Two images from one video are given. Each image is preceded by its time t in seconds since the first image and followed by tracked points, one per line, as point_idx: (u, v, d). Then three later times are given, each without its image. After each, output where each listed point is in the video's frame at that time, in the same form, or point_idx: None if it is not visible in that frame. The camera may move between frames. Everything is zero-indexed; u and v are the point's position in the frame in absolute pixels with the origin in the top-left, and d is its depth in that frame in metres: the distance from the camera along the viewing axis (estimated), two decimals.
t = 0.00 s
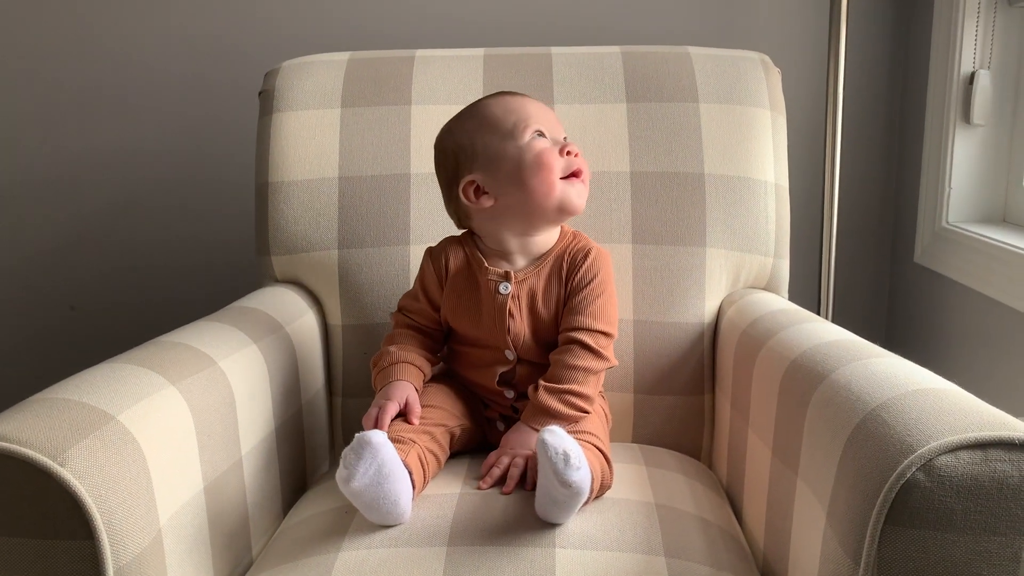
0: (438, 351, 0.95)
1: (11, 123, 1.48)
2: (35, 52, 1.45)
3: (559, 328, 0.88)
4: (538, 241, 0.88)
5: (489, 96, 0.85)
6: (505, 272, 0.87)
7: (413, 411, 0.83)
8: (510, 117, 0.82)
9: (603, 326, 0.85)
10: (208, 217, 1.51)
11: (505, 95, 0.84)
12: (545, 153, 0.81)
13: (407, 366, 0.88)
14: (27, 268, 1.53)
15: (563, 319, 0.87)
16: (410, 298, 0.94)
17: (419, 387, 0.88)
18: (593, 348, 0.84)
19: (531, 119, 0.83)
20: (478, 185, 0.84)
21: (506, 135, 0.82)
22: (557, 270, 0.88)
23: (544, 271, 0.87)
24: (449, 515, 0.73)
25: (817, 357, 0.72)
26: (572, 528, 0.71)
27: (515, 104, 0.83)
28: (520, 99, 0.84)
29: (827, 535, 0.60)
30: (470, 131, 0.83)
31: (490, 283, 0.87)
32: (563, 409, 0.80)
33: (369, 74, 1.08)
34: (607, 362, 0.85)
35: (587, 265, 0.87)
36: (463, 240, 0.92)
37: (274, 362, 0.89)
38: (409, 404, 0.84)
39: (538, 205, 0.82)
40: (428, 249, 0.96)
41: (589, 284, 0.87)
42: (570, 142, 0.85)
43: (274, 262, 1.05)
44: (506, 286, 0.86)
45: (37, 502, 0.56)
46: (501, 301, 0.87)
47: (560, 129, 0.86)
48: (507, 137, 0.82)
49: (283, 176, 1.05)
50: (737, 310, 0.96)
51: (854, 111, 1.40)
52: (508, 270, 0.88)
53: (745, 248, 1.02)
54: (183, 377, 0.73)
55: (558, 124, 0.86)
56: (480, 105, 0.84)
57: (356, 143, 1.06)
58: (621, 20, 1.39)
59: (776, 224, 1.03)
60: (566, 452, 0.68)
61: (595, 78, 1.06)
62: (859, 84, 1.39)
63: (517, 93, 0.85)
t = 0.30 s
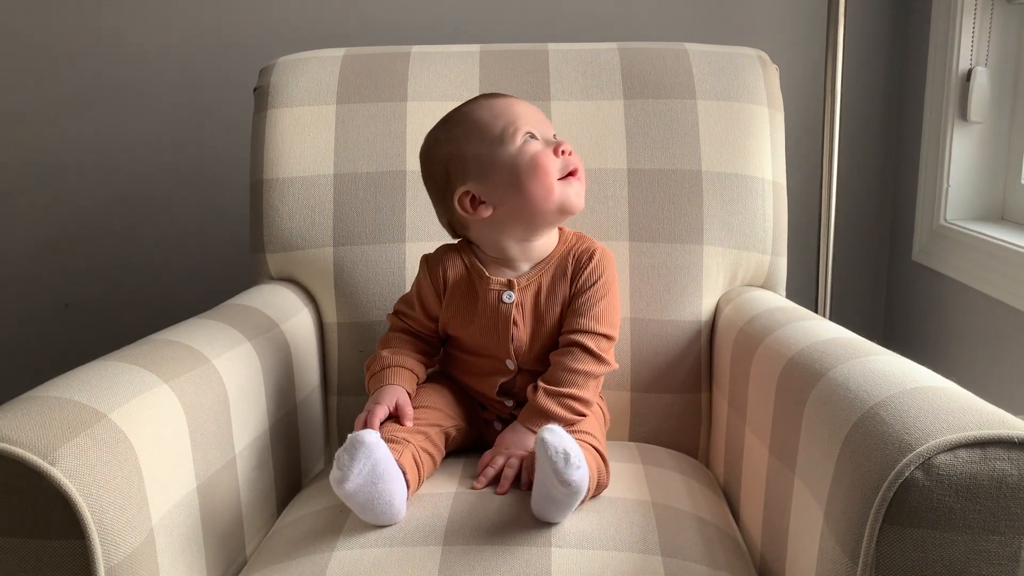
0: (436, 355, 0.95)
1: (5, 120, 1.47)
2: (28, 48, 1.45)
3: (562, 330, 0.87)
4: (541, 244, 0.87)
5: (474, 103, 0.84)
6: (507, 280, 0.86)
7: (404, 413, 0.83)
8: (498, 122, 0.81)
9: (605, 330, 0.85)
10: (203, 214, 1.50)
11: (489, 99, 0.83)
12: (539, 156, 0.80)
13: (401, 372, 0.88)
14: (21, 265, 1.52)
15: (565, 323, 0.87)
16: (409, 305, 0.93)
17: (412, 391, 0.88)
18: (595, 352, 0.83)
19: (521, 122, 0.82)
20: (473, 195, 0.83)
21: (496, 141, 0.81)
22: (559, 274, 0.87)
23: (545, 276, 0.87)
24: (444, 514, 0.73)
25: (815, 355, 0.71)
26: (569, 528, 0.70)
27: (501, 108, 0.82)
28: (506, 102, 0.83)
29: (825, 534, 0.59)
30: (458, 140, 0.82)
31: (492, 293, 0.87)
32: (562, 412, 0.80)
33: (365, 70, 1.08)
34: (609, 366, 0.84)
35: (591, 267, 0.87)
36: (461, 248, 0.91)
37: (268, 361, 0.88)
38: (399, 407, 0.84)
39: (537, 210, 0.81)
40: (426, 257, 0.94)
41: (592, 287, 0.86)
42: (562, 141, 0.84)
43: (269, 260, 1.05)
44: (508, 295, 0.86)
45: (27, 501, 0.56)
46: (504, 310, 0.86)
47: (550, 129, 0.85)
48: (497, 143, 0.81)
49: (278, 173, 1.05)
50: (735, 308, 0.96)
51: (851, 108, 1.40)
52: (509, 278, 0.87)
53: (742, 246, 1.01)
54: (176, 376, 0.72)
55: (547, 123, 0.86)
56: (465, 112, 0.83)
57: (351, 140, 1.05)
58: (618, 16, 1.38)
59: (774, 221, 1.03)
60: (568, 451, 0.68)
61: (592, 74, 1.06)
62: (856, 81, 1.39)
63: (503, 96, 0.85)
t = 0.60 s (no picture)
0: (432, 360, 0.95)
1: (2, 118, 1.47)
2: (25, 47, 1.44)
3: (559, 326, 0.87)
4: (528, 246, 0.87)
5: (427, 117, 0.83)
6: (498, 286, 0.87)
7: (399, 416, 0.82)
8: (455, 133, 0.81)
9: (602, 319, 0.85)
10: (200, 213, 1.50)
11: (442, 111, 0.83)
12: (504, 160, 0.80)
13: (395, 377, 0.88)
14: (18, 264, 1.52)
15: (562, 319, 0.87)
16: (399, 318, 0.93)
17: (407, 395, 0.87)
18: (594, 344, 0.83)
19: (480, 127, 0.81)
20: (444, 210, 0.82)
21: (457, 152, 0.80)
22: (552, 270, 0.87)
23: (536, 274, 0.87)
24: (440, 514, 0.72)
25: (812, 355, 0.71)
26: (566, 528, 0.70)
27: (456, 117, 0.82)
28: (459, 110, 0.82)
29: (822, 534, 0.59)
30: (418, 157, 0.82)
31: (485, 301, 0.87)
32: (565, 408, 0.80)
33: (362, 69, 1.07)
34: (608, 357, 0.85)
35: (583, 259, 0.87)
36: (444, 263, 0.91)
37: (264, 360, 0.88)
38: (393, 411, 0.83)
39: (511, 213, 0.81)
40: (411, 274, 0.94)
41: (586, 279, 0.86)
42: (522, 138, 0.84)
43: (266, 259, 1.05)
44: (501, 299, 0.86)
45: (21, 501, 0.56)
46: (499, 316, 0.86)
47: (506, 128, 0.85)
48: (459, 154, 0.80)
49: (274, 171, 1.04)
50: (732, 307, 0.96)
51: (849, 106, 1.40)
52: (500, 284, 0.87)
53: (739, 245, 1.01)
54: (172, 375, 0.72)
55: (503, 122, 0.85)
56: (421, 128, 0.82)
57: (347, 139, 1.05)
58: (615, 15, 1.38)
59: (771, 221, 1.03)
60: (586, 454, 0.68)
61: (589, 73, 1.06)
62: (853, 79, 1.39)
63: (454, 105, 0.84)
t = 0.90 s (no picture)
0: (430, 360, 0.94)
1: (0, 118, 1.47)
2: (24, 46, 1.44)
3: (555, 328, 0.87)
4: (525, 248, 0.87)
5: (429, 118, 0.83)
6: (494, 290, 0.86)
7: (398, 417, 0.82)
8: (457, 135, 0.81)
9: (598, 322, 0.85)
10: (199, 213, 1.50)
11: (444, 112, 0.82)
12: (505, 163, 0.80)
13: (394, 379, 0.88)
14: (17, 264, 1.52)
15: (558, 321, 0.86)
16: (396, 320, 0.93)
17: (406, 395, 0.87)
18: (590, 348, 0.83)
19: (482, 130, 0.81)
20: (444, 212, 0.82)
21: (458, 154, 0.80)
22: (547, 273, 0.87)
23: (532, 276, 0.87)
24: (440, 514, 0.72)
25: (812, 355, 0.71)
26: (566, 528, 0.70)
27: (458, 119, 0.82)
28: (462, 112, 0.82)
29: (822, 534, 0.59)
30: (419, 159, 0.82)
31: (480, 305, 0.86)
32: (562, 411, 0.80)
33: (361, 69, 1.07)
34: (605, 359, 0.85)
35: (578, 262, 0.87)
36: (440, 265, 0.90)
37: (263, 360, 0.88)
38: (393, 412, 0.83)
39: (511, 216, 0.81)
40: (406, 276, 0.93)
41: (582, 282, 0.86)
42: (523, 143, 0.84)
43: (265, 259, 1.04)
44: (497, 303, 0.86)
45: (19, 501, 0.56)
46: (495, 319, 0.86)
47: (509, 131, 0.84)
48: (460, 157, 0.80)
49: (274, 171, 1.04)
50: (732, 307, 0.96)
51: (849, 106, 1.40)
52: (496, 287, 0.87)
53: (739, 245, 1.01)
54: (170, 375, 0.72)
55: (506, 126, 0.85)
56: (423, 128, 0.82)
57: (347, 138, 1.05)
58: (615, 15, 1.38)
59: (771, 220, 1.03)
60: (597, 463, 0.67)
61: (588, 73, 1.06)
62: (853, 79, 1.39)
63: (457, 107, 0.84)
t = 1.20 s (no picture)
0: (433, 359, 0.94)
1: None
2: (24, 46, 1.44)
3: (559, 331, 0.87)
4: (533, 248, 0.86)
5: (450, 108, 0.83)
6: (500, 287, 0.86)
7: (403, 417, 0.82)
8: (478, 127, 0.81)
9: (602, 327, 0.85)
10: (199, 212, 1.50)
11: (467, 104, 0.82)
12: (524, 159, 0.80)
13: (398, 374, 0.87)
14: (17, 263, 1.52)
15: (563, 323, 0.86)
16: (401, 314, 0.93)
17: (410, 393, 0.87)
18: (595, 352, 0.83)
19: (502, 125, 0.81)
20: (456, 202, 0.82)
21: (478, 146, 0.80)
22: (554, 275, 0.86)
23: (539, 276, 0.86)
24: (441, 516, 0.72)
25: (814, 356, 0.71)
26: (568, 530, 0.70)
27: (480, 111, 0.81)
28: (483, 105, 0.82)
29: (824, 536, 0.59)
30: (438, 147, 0.81)
31: (485, 301, 0.86)
32: (564, 413, 0.79)
33: (362, 69, 1.07)
34: (608, 364, 0.84)
35: (586, 265, 0.87)
36: (448, 258, 0.90)
37: (264, 361, 0.88)
38: (398, 410, 0.83)
39: (526, 213, 0.81)
40: (414, 268, 0.93)
41: (588, 286, 0.86)
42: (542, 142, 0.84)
43: (266, 259, 1.04)
44: (502, 300, 0.85)
45: (17, 502, 0.55)
46: (499, 317, 0.86)
47: (528, 130, 0.85)
48: (478, 149, 0.80)
49: (275, 171, 1.04)
50: (733, 308, 0.96)
51: (850, 107, 1.40)
52: (502, 284, 0.87)
53: (740, 246, 1.01)
54: (171, 375, 0.72)
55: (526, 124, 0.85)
56: (444, 117, 0.82)
57: (348, 138, 1.05)
58: (616, 15, 1.38)
59: (772, 221, 1.02)
60: (614, 483, 0.66)
61: (589, 73, 1.05)
62: (854, 80, 1.39)
63: (479, 99, 0.84)
